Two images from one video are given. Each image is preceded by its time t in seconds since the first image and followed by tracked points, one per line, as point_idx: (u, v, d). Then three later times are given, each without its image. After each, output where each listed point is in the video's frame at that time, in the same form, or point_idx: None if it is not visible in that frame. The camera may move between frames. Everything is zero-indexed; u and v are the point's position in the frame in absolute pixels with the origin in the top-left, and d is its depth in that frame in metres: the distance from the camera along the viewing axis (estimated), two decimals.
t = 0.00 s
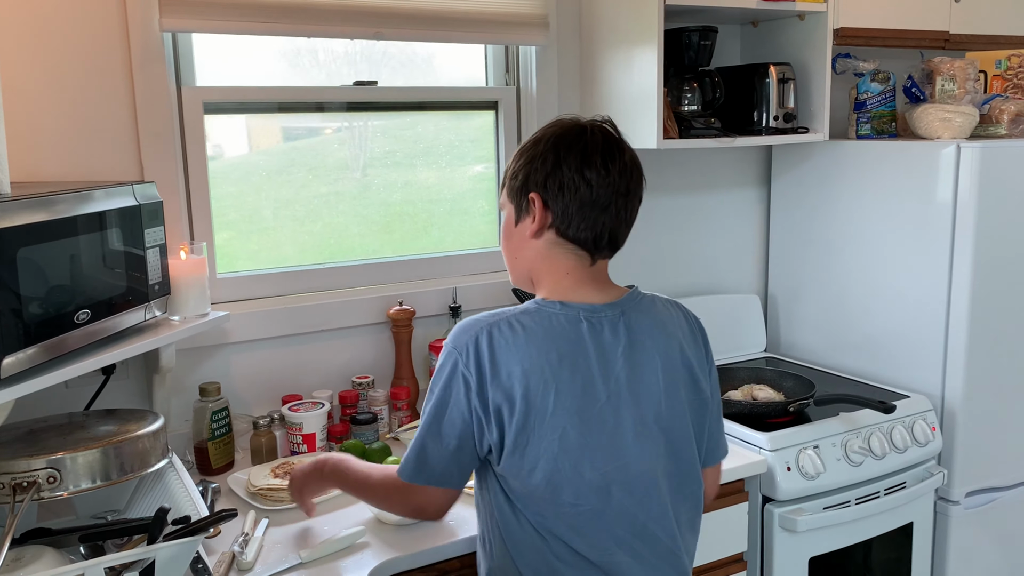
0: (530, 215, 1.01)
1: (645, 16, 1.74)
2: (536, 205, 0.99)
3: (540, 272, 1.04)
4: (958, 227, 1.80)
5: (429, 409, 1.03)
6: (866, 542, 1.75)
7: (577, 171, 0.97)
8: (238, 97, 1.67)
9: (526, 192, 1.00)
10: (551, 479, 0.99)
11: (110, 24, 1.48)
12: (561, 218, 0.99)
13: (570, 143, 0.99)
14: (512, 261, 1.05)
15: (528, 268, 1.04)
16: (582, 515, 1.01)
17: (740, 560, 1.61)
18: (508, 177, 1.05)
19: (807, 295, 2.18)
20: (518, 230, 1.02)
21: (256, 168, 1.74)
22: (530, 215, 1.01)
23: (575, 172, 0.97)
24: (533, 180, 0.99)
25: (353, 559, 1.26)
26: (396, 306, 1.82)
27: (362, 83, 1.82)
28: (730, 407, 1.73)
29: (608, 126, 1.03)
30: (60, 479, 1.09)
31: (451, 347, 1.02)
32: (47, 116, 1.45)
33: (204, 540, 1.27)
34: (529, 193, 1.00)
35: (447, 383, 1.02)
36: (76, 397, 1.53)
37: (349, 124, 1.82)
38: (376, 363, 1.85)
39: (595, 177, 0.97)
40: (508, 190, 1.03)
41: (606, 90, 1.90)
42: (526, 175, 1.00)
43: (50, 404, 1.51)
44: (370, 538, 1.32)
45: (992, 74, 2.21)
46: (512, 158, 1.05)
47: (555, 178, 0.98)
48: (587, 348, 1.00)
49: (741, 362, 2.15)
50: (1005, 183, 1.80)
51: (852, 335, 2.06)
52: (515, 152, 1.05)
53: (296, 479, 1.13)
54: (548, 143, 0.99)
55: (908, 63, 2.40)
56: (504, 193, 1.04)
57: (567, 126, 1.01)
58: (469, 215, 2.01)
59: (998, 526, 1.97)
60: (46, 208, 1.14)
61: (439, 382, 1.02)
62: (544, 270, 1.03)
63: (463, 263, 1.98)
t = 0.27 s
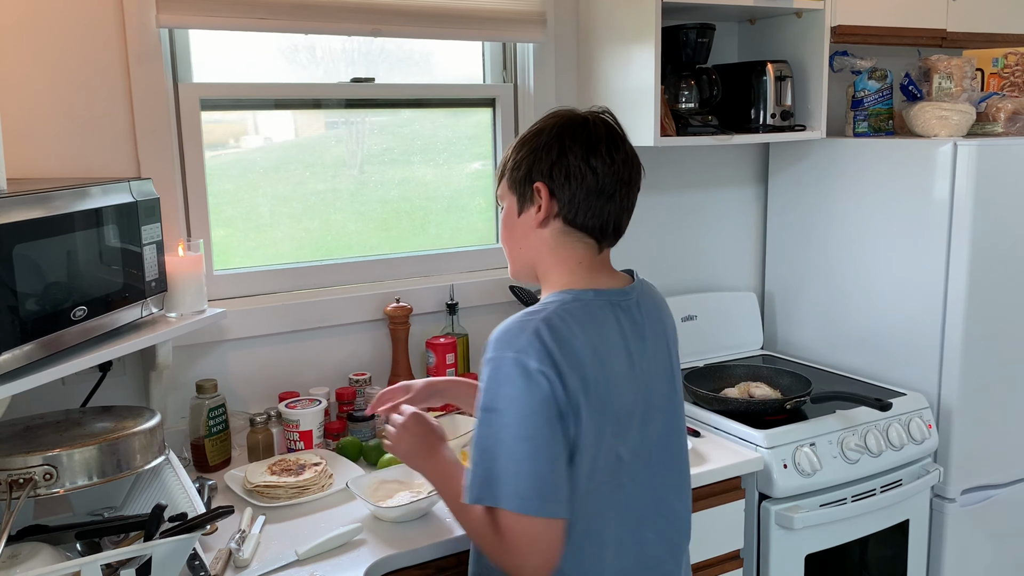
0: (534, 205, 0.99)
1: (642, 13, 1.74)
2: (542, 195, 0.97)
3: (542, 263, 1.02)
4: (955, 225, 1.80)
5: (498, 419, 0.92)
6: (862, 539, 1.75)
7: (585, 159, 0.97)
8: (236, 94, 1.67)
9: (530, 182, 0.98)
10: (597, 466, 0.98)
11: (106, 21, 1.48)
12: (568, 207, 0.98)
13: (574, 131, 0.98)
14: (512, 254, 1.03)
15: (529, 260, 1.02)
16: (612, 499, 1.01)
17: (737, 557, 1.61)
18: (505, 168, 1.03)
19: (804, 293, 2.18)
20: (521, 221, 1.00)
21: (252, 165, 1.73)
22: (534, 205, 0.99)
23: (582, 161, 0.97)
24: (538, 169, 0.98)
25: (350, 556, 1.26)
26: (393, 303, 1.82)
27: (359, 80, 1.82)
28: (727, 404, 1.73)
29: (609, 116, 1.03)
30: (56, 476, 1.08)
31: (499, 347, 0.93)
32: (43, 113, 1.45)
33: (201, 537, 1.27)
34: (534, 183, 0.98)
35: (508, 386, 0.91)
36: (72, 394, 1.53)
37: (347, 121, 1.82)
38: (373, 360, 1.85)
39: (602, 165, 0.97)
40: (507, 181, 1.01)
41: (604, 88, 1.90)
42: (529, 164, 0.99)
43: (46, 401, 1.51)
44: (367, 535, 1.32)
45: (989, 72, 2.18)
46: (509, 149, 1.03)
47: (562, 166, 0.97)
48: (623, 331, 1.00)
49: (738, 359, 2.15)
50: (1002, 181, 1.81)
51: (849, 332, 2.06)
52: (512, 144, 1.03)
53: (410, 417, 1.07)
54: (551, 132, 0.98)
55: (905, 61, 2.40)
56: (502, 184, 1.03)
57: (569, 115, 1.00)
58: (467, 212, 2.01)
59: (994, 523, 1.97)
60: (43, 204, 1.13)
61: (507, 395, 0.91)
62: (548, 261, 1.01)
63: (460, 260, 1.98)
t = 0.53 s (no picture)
0: (557, 198, 1.07)
1: (639, 13, 1.74)
2: (568, 187, 1.06)
3: (563, 252, 1.11)
4: (951, 225, 1.80)
5: (640, 406, 0.96)
6: (858, 538, 1.76)
7: (606, 154, 1.07)
8: (232, 93, 1.67)
9: (553, 176, 1.07)
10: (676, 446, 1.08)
11: (102, 20, 1.48)
12: (591, 198, 1.07)
13: (593, 130, 1.08)
14: (534, 245, 1.11)
15: (552, 250, 1.11)
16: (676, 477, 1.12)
17: (733, 557, 1.61)
18: (522, 163, 1.12)
19: (800, 292, 2.19)
20: (546, 214, 1.09)
21: (249, 165, 1.73)
22: (557, 198, 1.07)
23: (605, 156, 1.07)
24: (562, 163, 1.07)
25: (347, 556, 1.25)
26: (389, 303, 1.81)
27: (356, 80, 1.82)
28: (723, 403, 1.73)
29: (618, 117, 1.13)
30: (52, 476, 1.08)
31: (631, 337, 0.99)
32: (39, 112, 1.45)
33: (197, 537, 1.27)
34: (556, 177, 1.07)
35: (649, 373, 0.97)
36: (68, 394, 1.53)
37: (344, 121, 1.82)
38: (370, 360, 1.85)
39: (621, 160, 1.07)
40: (529, 177, 1.10)
41: (601, 88, 1.91)
42: (552, 160, 1.07)
43: (42, 401, 1.51)
44: (364, 535, 1.32)
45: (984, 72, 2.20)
46: (528, 148, 1.12)
47: (585, 160, 1.06)
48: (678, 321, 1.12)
49: (734, 359, 2.15)
50: (997, 181, 1.81)
51: (845, 332, 2.07)
52: (529, 143, 1.12)
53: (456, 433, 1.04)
54: (572, 130, 1.08)
55: (901, 61, 2.41)
56: (523, 180, 1.11)
57: (586, 114, 1.10)
58: (464, 212, 2.01)
59: (990, 522, 1.98)
60: (39, 205, 1.13)
61: (638, 382, 0.97)
62: (572, 250, 1.10)
63: (457, 260, 1.98)
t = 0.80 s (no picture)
0: (567, 200, 1.12)
1: (635, 15, 1.74)
2: (580, 186, 1.11)
3: (574, 252, 1.15)
4: (946, 226, 1.81)
5: (687, 387, 1.02)
6: (854, 539, 1.76)
7: (612, 156, 1.14)
8: (228, 95, 1.67)
9: (562, 179, 1.12)
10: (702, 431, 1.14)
11: (97, 21, 1.48)
12: (602, 198, 1.13)
13: (596, 135, 1.15)
14: (543, 247, 1.15)
15: (563, 250, 1.15)
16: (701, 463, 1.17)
17: (730, 558, 1.61)
18: (524, 171, 1.16)
19: (796, 293, 2.19)
20: (557, 215, 1.13)
21: (244, 167, 1.73)
22: (567, 199, 1.12)
23: (611, 158, 1.13)
24: (571, 166, 1.12)
25: (343, 558, 1.25)
26: (386, 304, 1.81)
27: (352, 81, 1.81)
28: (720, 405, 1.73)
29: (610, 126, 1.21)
30: (48, 478, 1.08)
31: (670, 324, 1.05)
32: (34, 113, 1.45)
33: (193, 539, 1.27)
34: (566, 179, 1.12)
35: (690, 356, 1.03)
36: (64, 395, 1.53)
37: (339, 122, 1.82)
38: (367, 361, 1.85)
39: (624, 163, 1.14)
40: (537, 181, 1.14)
41: (597, 89, 1.91)
42: (560, 164, 1.13)
43: (38, 403, 1.50)
44: (360, 537, 1.32)
45: (980, 74, 2.19)
46: (530, 155, 1.16)
47: (594, 163, 1.12)
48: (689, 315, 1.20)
49: (731, 360, 2.15)
50: (992, 183, 1.81)
51: (842, 333, 2.07)
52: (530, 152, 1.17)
53: (507, 442, 1.02)
54: (575, 136, 1.14)
55: (897, 62, 2.41)
56: (528, 186, 1.15)
57: (583, 124, 1.17)
58: (460, 214, 2.01)
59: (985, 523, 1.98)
60: (35, 206, 1.13)
61: (684, 365, 1.02)
62: (584, 249, 1.14)
63: (453, 261, 1.98)
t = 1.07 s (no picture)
0: (561, 202, 1.12)
1: (633, 16, 1.74)
2: (575, 188, 1.11)
3: (570, 254, 1.15)
4: (944, 227, 1.81)
5: (693, 383, 1.03)
6: (852, 540, 1.76)
7: (606, 160, 1.14)
8: (226, 96, 1.67)
9: (556, 181, 1.13)
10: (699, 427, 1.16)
11: (95, 22, 1.48)
12: (595, 202, 1.13)
13: (592, 137, 1.15)
14: (539, 249, 1.15)
15: (557, 252, 1.15)
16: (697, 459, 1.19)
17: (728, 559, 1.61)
18: (517, 174, 1.16)
19: (793, 294, 2.20)
20: (553, 217, 1.13)
21: (242, 168, 1.73)
22: (561, 202, 1.12)
23: (605, 163, 1.13)
24: (567, 168, 1.12)
25: (340, 559, 1.25)
26: (384, 305, 1.82)
27: (350, 82, 1.81)
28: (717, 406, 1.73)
29: (605, 129, 1.21)
30: (45, 479, 1.08)
31: (674, 322, 1.05)
32: (32, 114, 1.45)
33: (190, 540, 1.27)
34: (560, 182, 1.13)
35: (694, 353, 1.04)
36: (62, 397, 1.53)
37: (337, 123, 1.82)
38: (365, 362, 1.85)
39: (619, 167, 1.15)
40: (532, 183, 1.14)
41: (594, 90, 1.91)
42: (553, 167, 1.13)
43: (36, 404, 1.50)
44: (358, 538, 1.32)
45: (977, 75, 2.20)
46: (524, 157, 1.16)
47: (588, 167, 1.12)
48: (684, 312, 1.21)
49: (729, 361, 2.15)
50: (989, 184, 1.82)
51: (839, 334, 2.07)
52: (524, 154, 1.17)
53: (514, 447, 1.03)
54: (570, 139, 1.14)
55: (894, 64, 2.42)
56: (523, 188, 1.15)
57: (578, 126, 1.17)
58: (458, 215, 2.01)
59: (983, 524, 1.99)
60: (32, 206, 1.13)
61: (689, 362, 1.03)
62: (579, 251, 1.15)
63: (451, 262, 1.98)
